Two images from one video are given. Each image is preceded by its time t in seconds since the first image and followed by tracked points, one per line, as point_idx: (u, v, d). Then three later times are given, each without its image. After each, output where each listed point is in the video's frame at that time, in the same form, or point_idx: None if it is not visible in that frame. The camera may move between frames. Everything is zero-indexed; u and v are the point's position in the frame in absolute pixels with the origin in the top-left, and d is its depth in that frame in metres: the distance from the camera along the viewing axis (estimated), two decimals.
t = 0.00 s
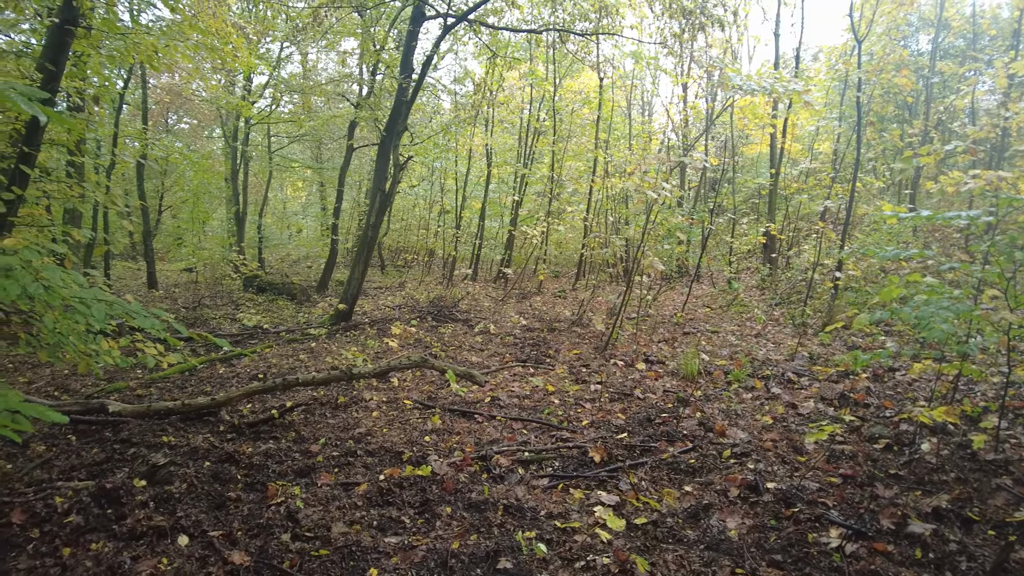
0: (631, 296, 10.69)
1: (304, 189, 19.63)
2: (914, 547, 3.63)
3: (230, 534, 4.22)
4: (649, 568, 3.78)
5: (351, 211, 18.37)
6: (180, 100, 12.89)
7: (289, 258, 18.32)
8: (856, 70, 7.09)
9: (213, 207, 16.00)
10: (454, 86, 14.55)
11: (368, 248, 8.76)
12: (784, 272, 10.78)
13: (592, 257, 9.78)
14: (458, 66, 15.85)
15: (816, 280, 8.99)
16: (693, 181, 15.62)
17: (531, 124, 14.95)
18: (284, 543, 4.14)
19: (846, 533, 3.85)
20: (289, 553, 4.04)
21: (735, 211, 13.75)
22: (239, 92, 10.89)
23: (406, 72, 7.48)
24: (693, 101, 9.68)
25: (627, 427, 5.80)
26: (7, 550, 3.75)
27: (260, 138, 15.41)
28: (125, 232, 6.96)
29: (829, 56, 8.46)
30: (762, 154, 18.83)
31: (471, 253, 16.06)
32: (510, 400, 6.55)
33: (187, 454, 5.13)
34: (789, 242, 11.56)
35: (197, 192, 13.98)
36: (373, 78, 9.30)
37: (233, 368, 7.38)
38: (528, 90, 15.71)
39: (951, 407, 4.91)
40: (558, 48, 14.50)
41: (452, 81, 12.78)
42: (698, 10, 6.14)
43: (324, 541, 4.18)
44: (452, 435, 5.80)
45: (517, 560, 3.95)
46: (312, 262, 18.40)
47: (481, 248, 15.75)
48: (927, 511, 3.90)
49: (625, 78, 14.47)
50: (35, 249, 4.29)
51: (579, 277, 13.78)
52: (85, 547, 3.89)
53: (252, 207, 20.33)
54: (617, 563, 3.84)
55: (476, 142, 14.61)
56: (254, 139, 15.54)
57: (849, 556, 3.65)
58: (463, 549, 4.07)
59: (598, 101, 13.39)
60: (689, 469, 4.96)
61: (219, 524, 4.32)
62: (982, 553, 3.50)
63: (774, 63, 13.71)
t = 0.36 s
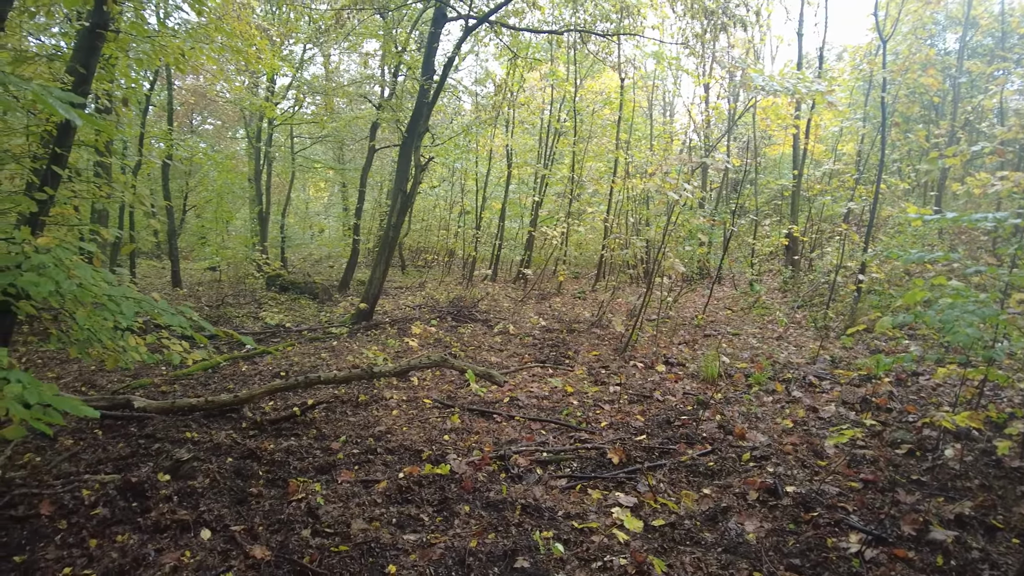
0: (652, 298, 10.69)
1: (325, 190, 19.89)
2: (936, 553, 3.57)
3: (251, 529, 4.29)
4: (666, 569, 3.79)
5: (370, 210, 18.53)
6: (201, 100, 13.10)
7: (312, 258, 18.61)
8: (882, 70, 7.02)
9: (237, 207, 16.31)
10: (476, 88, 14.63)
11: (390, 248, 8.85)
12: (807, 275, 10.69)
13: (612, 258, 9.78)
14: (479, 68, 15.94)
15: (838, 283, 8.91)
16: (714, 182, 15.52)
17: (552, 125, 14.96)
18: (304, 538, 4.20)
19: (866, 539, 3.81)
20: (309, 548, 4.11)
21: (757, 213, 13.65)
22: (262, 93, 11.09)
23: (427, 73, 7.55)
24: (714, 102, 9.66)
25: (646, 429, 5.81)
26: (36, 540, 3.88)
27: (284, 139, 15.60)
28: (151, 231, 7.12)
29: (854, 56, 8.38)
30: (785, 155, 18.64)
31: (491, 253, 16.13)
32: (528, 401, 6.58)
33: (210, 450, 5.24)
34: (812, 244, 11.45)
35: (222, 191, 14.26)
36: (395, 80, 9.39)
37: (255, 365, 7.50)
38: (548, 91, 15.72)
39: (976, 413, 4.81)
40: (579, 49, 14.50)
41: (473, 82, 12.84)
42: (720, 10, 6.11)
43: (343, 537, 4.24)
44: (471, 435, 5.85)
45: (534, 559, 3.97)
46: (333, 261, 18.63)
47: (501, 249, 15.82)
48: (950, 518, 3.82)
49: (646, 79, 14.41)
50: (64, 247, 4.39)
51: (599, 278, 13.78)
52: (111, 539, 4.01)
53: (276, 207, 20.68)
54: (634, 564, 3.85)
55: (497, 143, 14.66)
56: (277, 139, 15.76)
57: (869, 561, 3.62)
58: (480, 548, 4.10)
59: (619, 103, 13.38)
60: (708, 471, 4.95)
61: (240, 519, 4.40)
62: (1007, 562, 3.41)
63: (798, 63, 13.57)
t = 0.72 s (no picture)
0: (655, 299, 10.69)
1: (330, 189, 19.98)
2: (928, 557, 3.53)
3: (248, 526, 4.33)
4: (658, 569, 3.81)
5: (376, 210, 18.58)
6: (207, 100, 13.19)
7: (316, 257, 18.68)
8: (888, 72, 7.02)
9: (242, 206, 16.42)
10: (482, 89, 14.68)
11: (394, 249, 8.89)
12: (811, 277, 10.67)
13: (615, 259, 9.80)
14: (485, 69, 15.97)
15: (842, 285, 8.88)
16: (720, 184, 15.49)
17: (557, 125, 14.97)
18: (300, 536, 4.23)
19: (859, 541, 3.81)
20: (304, 545, 4.13)
21: (763, 214, 13.62)
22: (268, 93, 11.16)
23: (432, 74, 7.58)
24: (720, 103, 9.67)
25: (645, 430, 5.82)
26: (38, 534, 3.96)
27: (289, 139, 15.67)
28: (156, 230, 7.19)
29: (860, 58, 8.37)
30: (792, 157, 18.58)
31: (495, 254, 16.15)
32: (528, 401, 6.60)
33: (210, 448, 5.28)
34: (817, 246, 11.41)
35: (227, 190, 14.35)
36: (401, 80, 9.42)
37: (258, 364, 7.55)
38: (553, 92, 15.74)
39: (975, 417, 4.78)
40: (585, 50, 14.50)
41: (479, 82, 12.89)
42: (724, 12, 6.15)
43: (339, 534, 4.27)
44: (470, 434, 5.87)
45: (527, 558, 3.99)
46: (338, 261, 18.70)
47: (505, 249, 15.83)
48: (944, 521, 3.80)
49: (651, 80, 14.41)
50: (68, 245, 4.45)
51: (603, 279, 13.78)
52: (112, 534, 4.05)
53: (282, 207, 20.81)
54: (626, 564, 3.86)
55: (501, 143, 14.69)
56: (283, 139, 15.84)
57: (860, 563, 3.61)
58: (474, 546, 4.12)
59: (624, 104, 13.38)
60: (704, 473, 4.96)
61: (238, 515, 4.44)
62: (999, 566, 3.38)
63: (805, 64, 13.53)
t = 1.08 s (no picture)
0: (644, 299, 10.73)
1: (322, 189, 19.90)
2: (909, 555, 3.58)
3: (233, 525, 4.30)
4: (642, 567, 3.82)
5: (367, 209, 18.54)
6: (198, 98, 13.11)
7: (307, 256, 18.60)
8: (874, 74, 7.08)
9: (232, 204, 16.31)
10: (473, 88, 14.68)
11: (384, 248, 8.86)
12: (798, 277, 10.74)
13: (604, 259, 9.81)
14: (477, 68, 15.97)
15: (828, 285, 8.95)
16: (709, 184, 15.57)
17: (547, 125, 15.01)
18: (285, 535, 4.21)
19: (841, 539, 3.83)
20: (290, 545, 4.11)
21: (752, 215, 13.70)
22: (259, 92, 11.10)
23: (422, 74, 7.58)
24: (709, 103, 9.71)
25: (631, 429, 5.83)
26: (21, 535, 3.94)
27: (280, 138, 15.60)
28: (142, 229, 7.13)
29: (848, 60, 8.42)
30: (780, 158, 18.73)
31: (486, 253, 16.16)
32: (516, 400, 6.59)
33: (196, 448, 5.24)
34: (805, 246, 11.49)
35: (217, 189, 14.25)
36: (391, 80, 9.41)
37: (246, 364, 7.50)
38: (545, 92, 15.76)
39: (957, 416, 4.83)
40: (576, 51, 14.53)
41: (470, 81, 12.87)
42: (712, 14, 6.18)
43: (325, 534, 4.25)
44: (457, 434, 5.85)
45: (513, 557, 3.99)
46: (329, 260, 18.64)
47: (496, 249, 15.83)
48: (925, 519, 3.84)
49: (642, 80, 14.46)
50: (53, 246, 4.43)
51: (593, 279, 13.81)
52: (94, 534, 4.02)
53: (272, 205, 20.69)
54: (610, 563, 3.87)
55: (492, 143, 14.70)
56: (274, 138, 15.76)
57: (843, 562, 3.64)
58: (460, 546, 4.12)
59: (615, 104, 13.42)
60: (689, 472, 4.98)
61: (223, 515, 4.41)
62: (978, 563, 3.42)
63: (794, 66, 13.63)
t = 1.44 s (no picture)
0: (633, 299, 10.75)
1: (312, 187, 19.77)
2: (899, 553, 3.60)
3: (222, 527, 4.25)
4: (635, 568, 3.81)
5: (358, 208, 18.46)
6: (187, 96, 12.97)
7: (297, 255, 18.47)
8: (861, 76, 7.13)
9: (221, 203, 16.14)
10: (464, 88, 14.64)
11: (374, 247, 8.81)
12: (786, 277, 10.81)
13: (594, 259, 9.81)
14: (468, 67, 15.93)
15: (817, 285, 9.01)
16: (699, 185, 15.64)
17: (538, 125, 15.00)
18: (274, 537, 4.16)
19: (832, 538, 3.85)
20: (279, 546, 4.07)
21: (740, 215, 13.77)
22: (248, 89, 11.01)
23: (412, 73, 7.56)
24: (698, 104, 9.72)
25: (622, 429, 5.83)
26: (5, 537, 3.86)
27: (270, 136, 15.49)
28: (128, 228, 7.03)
29: (836, 61, 8.46)
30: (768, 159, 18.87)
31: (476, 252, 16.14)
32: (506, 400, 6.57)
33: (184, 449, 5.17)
34: (793, 247, 11.57)
35: (206, 188, 14.10)
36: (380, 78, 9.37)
37: (235, 364, 7.43)
38: (535, 92, 15.75)
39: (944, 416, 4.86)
40: (567, 51, 14.53)
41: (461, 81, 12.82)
42: (701, 15, 6.17)
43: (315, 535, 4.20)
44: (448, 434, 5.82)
45: (505, 558, 3.97)
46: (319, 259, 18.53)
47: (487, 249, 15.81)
48: (915, 518, 3.87)
49: (633, 81, 14.50)
50: (40, 245, 4.38)
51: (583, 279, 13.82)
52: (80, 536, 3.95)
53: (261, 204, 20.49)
54: (603, 563, 3.86)
55: (483, 143, 14.67)
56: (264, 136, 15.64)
57: (834, 560, 3.65)
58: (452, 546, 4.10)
59: (605, 104, 13.45)
60: (680, 471, 4.99)
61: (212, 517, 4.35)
62: (967, 561, 3.44)
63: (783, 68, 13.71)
